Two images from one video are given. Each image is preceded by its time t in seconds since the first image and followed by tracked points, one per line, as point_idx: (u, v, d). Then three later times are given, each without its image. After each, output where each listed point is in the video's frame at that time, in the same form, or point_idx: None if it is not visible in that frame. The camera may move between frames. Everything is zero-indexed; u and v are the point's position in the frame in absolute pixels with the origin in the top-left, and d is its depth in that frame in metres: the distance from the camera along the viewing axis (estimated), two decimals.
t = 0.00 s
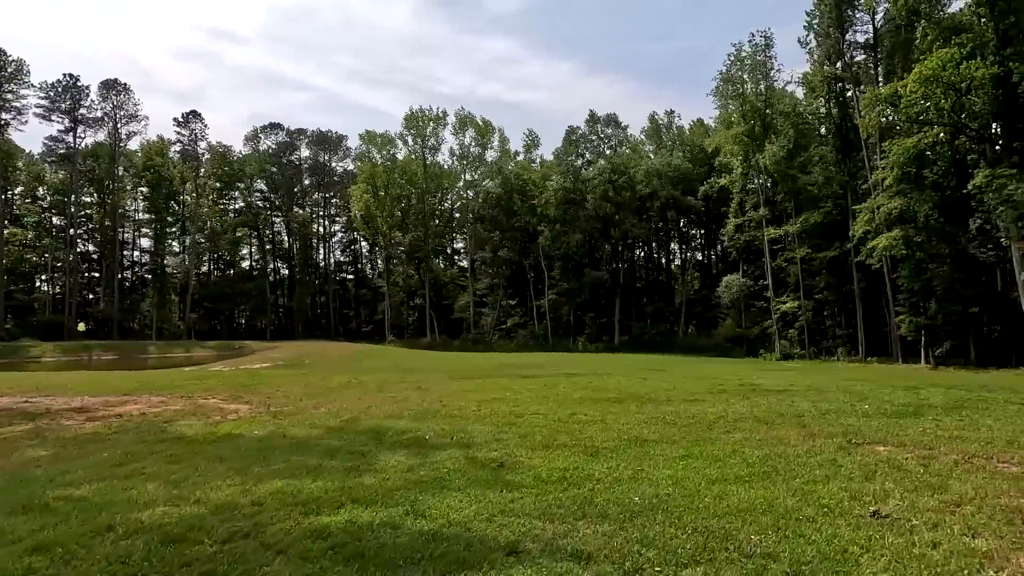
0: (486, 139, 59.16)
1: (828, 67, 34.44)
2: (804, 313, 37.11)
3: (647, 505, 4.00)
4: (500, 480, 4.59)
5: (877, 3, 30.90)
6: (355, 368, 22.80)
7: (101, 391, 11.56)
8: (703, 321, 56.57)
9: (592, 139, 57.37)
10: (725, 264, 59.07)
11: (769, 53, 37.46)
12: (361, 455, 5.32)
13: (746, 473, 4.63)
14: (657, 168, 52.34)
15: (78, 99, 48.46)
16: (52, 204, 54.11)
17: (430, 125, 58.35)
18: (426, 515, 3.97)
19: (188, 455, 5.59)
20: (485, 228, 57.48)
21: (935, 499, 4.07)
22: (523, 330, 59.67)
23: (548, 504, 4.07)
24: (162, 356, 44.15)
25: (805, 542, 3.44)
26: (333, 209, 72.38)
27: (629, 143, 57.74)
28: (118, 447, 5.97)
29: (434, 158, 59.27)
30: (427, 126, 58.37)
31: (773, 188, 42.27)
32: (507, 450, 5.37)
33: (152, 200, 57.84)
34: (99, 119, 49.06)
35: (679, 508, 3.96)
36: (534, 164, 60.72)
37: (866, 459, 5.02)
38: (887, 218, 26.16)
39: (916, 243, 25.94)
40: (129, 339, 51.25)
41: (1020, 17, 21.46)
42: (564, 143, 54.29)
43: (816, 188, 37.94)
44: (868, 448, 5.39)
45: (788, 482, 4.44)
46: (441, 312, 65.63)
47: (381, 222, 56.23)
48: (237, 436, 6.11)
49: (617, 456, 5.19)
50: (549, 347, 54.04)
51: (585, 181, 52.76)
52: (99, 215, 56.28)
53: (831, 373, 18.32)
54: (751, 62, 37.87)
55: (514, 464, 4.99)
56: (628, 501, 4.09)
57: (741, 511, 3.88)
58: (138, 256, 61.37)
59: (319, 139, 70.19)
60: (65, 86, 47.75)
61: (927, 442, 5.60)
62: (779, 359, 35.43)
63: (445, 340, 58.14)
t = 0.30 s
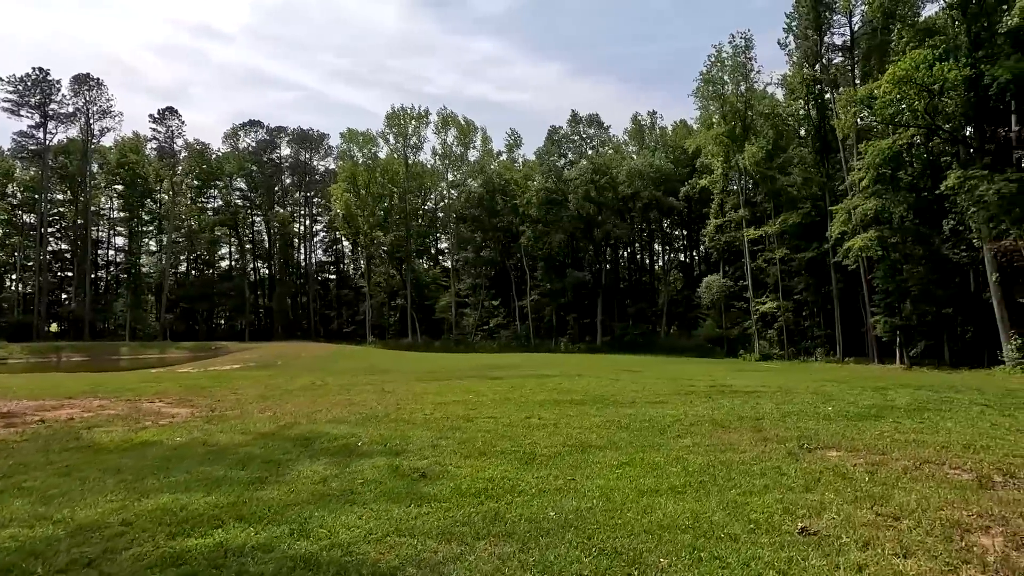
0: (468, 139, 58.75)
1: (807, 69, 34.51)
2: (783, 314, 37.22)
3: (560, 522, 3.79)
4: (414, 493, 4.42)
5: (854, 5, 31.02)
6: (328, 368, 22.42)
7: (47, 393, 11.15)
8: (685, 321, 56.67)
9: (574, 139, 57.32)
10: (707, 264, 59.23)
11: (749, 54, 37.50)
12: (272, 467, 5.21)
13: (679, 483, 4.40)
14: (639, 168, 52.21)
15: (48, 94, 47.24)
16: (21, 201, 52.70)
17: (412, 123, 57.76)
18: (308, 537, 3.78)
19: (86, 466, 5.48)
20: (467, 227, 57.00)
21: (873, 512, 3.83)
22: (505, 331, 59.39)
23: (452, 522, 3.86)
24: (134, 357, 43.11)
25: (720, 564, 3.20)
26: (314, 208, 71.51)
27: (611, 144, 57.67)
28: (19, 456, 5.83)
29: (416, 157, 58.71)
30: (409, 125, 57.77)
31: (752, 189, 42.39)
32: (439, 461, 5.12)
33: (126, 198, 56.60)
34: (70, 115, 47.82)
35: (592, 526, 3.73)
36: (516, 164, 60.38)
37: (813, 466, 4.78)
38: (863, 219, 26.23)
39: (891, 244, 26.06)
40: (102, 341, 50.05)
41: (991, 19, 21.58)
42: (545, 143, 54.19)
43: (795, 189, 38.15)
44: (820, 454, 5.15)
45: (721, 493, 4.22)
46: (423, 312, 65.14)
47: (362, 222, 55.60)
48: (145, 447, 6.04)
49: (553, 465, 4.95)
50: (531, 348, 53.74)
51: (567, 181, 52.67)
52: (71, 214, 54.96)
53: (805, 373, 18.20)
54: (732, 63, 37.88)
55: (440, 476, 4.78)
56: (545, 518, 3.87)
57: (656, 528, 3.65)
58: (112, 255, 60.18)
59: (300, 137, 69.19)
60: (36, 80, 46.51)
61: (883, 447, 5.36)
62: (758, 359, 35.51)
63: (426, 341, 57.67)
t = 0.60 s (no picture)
0: (449, 138, 58.31)
1: (785, 72, 34.65)
2: (760, 315, 37.37)
3: (455, 545, 3.60)
4: (311, 509, 4.29)
5: (829, 8, 31.19)
6: (297, 369, 21.99)
7: None
8: (665, 322, 56.83)
9: (555, 139, 57.23)
10: (687, 265, 59.43)
11: (728, 56, 37.59)
12: (168, 480, 5.13)
13: (604, 498, 4.24)
14: (620, 169, 52.10)
15: (14, 87, 45.88)
16: None
17: (391, 122, 57.14)
18: (163, 565, 3.59)
19: None
20: (447, 227, 56.50)
21: (800, 528, 3.65)
22: (486, 332, 59.03)
23: (336, 544, 3.69)
24: (102, 358, 41.97)
25: None
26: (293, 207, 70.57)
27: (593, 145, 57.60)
28: None
29: (396, 156, 58.11)
30: (388, 123, 57.14)
31: (730, 190, 42.55)
32: (366, 478, 4.91)
33: (97, 195, 55.21)
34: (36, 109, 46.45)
35: (490, 548, 3.54)
36: (498, 164, 60.01)
37: (755, 475, 4.62)
38: (837, 221, 26.33)
39: (864, 245, 26.23)
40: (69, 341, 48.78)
41: (961, 23, 21.74)
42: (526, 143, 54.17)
43: (772, 191, 38.44)
44: (766, 461, 4.99)
45: (646, 507, 4.06)
46: (402, 313, 64.49)
47: (341, 221, 54.86)
48: (43, 456, 5.91)
49: (479, 477, 4.80)
50: (511, 349, 53.38)
51: (547, 181, 52.54)
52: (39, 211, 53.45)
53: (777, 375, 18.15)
54: (711, 65, 37.94)
55: (350, 490, 4.66)
56: (442, 539, 3.68)
57: (557, 550, 3.47)
58: (82, 253, 58.71)
59: (278, 135, 68.05)
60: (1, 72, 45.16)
61: (835, 453, 5.22)
62: (735, 360, 35.59)
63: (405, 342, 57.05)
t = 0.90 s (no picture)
0: (430, 138, 57.77)
1: (764, 74, 34.68)
2: (738, 316, 37.43)
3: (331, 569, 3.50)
4: (194, 529, 4.26)
5: (806, 11, 31.30)
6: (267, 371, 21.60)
7: None
8: (646, 323, 56.81)
9: (536, 139, 56.99)
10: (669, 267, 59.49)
11: (708, 58, 37.58)
12: (52, 495, 5.08)
13: (519, 514, 4.20)
14: (601, 170, 51.89)
15: None
16: None
17: (371, 120, 56.43)
18: None
19: None
20: (427, 227, 55.92)
21: (718, 548, 3.54)
22: (466, 333, 58.48)
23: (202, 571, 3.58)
24: (68, 360, 40.83)
25: None
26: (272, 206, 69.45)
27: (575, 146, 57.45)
28: None
29: (376, 155, 57.45)
30: (368, 121, 56.42)
31: (710, 191, 42.59)
32: (279, 497, 4.85)
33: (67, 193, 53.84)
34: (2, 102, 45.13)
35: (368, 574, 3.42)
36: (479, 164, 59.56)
37: (692, 486, 4.61)
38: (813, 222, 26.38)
39: (840, 247, 26.33)
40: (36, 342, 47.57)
41: (932, 26, 21.86)
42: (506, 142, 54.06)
43: (751, 192, 38.61)
44: (710, 470, 5.00)
45: (561, 524, 4.00)
46: (383, 313, 63.74)
47: (320, 220, 54.06)
48: None
49: (397, 490, 4.88)
50: (491, 350, 52.93)
51: (528, 180, 52.36)
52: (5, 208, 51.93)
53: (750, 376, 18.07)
54: (691, 66, 37.91)
55: (247, 506, 4.69)
56: (320, 561, 3.62)
57: None
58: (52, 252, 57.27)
59: (257, 132, 66.88)
60: None
61: (785, 460, 5.18)
62: (714, 361, 35.58)
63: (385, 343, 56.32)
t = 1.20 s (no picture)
0: (420, 136, 57.42)
1: (753, 72, 34.54)
2: (726, 316, 37.33)
3: None
4: (74, 547, 4.08)
5: (794, 10, 31.21)
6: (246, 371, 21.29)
7: None
8: (636, 324, 56.69)
9: (526, 138, 56.74)
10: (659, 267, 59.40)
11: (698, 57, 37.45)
12: None
13: (434, 531, 4.01)
14: (591, 169, 51.66)
15: None
16: None
17: (360, 118, 56.01)
18: None
19: None
20: (416, 227, 55.56)
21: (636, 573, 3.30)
22: (456, 333, 58.11)
23: None
24: (48, 360, 40.19)
25: None
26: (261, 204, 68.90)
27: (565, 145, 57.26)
28: None
29: (366, 154, 57.05)
30: (357, 119, 55.98)
31: (700, 191, 42.47)
32: (181, 510, 4.71)
33: (50, 190, 53.14)
34: None
35: None
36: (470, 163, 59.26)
37: (637, 500, 4.40)
38: (800, 222, 26.20)
39: (827, 247, 26.17)
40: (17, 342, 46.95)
41: (918, 24, 21.64)
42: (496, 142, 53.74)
43: (740, 192, 38.50)
44: (663, 479, 4.81)
45: (475, 542, 3.82)
46: (372, 313, 63.31)
47: (308, 219, 53.58)
48: None
49: (313, 502, 4.77)
50: (480, 350, 52.62)
51: (518, 180, 52.19)
52: None
53: (734, 377, 17.86)
54: (680, 65, 37.79)
55: (142, 521, 4.51)
56: None
57: None
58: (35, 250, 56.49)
59: (246, 130, 66.23)
60: None
61: (743, 467, 4.98)
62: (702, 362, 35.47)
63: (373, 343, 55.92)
